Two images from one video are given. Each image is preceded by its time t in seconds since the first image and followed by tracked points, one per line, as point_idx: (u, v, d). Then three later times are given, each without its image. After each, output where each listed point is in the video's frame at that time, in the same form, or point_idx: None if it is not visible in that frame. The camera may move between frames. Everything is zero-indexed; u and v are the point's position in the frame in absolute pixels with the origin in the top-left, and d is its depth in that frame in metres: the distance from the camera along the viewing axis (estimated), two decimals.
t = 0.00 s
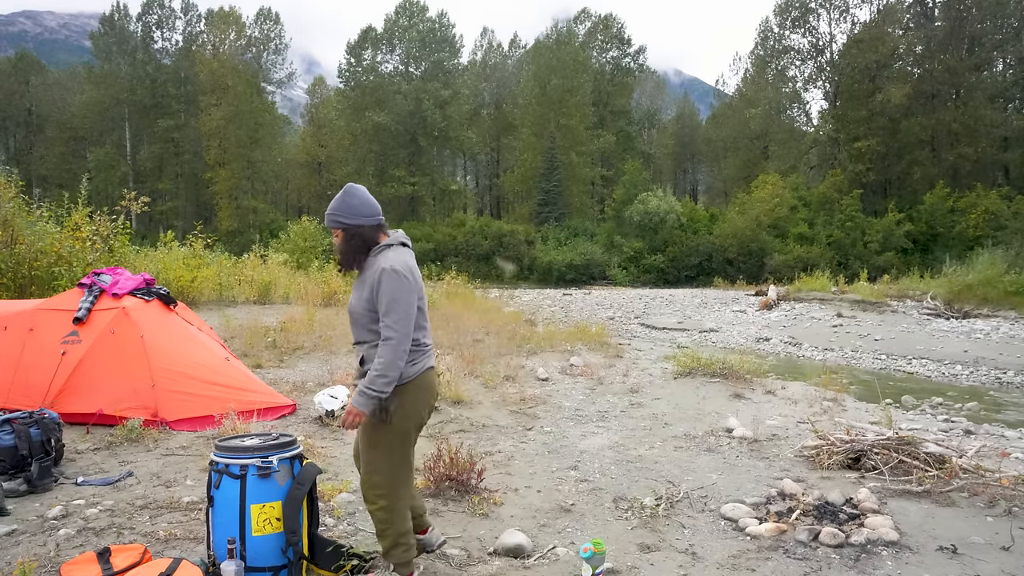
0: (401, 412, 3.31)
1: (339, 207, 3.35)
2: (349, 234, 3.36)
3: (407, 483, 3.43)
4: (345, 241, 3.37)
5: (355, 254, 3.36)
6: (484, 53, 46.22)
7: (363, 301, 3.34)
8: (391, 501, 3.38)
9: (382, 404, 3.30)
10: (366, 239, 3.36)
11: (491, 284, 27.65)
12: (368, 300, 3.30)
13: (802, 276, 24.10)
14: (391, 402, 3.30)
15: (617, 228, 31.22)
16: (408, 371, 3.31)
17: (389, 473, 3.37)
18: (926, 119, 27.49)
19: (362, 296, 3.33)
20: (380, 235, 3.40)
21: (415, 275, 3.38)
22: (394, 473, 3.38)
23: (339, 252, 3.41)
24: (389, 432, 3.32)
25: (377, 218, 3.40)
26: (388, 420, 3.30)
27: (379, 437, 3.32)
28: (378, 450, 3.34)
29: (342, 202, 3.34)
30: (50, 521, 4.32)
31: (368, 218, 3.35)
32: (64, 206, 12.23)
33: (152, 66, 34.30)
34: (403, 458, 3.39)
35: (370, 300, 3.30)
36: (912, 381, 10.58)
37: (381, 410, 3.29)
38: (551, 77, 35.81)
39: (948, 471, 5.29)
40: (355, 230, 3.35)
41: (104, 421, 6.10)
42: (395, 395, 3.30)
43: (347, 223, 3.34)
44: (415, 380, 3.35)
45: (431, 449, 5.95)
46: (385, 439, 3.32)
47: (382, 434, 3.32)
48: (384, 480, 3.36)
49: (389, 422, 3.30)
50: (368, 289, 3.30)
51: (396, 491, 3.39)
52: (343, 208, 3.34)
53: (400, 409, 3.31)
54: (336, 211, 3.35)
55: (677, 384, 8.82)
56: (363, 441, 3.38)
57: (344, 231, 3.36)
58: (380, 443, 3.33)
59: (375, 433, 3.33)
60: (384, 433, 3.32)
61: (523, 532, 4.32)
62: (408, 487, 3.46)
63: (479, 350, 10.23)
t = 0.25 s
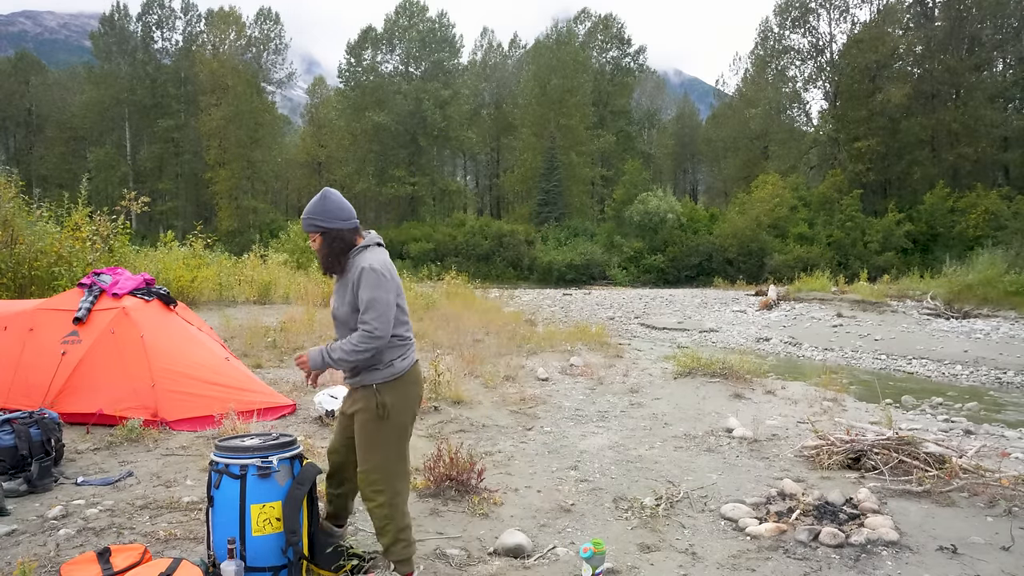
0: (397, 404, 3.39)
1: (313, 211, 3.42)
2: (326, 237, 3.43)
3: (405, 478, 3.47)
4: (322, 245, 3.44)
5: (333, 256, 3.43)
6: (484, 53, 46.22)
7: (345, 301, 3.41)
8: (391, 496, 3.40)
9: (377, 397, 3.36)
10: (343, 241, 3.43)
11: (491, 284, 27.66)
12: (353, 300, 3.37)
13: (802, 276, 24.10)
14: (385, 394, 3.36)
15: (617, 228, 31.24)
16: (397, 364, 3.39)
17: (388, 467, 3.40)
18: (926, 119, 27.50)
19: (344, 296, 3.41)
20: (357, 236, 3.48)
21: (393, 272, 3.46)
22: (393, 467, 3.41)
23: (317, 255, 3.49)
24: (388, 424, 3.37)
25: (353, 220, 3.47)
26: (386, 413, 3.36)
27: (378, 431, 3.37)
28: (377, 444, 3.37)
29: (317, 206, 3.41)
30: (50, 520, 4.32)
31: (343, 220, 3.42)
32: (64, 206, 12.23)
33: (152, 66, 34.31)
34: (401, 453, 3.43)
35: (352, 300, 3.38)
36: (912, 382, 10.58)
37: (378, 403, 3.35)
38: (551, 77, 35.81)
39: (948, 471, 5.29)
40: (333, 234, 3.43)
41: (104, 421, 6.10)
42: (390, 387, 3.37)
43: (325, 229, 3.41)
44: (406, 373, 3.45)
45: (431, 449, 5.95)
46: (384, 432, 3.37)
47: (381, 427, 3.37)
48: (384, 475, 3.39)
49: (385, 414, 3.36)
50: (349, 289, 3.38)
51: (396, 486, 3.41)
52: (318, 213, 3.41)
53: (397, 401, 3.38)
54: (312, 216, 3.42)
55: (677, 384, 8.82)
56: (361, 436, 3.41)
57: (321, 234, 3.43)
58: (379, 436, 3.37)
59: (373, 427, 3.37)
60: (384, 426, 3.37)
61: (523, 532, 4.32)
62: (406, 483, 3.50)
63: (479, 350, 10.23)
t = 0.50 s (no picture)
0: (396, 397, 3.52)
1: (279, 224, 3.48)
2: (296, 247, 3.49)
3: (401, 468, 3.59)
4: (293, 255, 3.49)
5: (305, 264, 3.50)
6: (484, 53, 46.23)
7: (329, 305, 3.50)
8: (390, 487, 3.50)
9: (379, 391, 3.47)
10: (314, 248, 3.51)
11: (491, 284, 27.66)
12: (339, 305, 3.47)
13: (802, 276, 24.09)
14: (384, 387, 3.48)
15: (617, 227, 31.26)
16: (392, 357, 3.53)
17: (389, 458, 3.52)
18: (926, 119, 27.50)
19: (326, 301, 3.49)
20: (326, 242, 3.58)
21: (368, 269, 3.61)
22: (391, 458, 3.53)
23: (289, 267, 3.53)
24: (388, 417, 3.49)
25: (319, 228, 3.57)
26: (387, 406, 3.48)
27: (379, 423, 3.48)
28: (378, 437, 3.48)
29: (284, 219, 3.48)
30: (50, 521, 4.32)
31: (311, 229, 3.51)
32: (64, 206, 12.23)
33: (152, 66, 34.32)
34: (398, 444, 3.56)
35: (337, 301, 3.47)
36: (912, 381, 10.58)
37: (381, 396, 3.46)
38: (551, 77, 35.80)
39: (948, 471, 5.29)
40: (302, 248, 3.49)
41: (104, 421, 6.10)
42: (389, 381, 3.50)
43: (294, 245, 3.47)
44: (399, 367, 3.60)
45: (431, 449, 5.95)
46: (386, 424, 3.49)
47: (382, 420, 3.49)
48: (384, 466, 3.50)
49: (387, 406, 3.48)
50: (331, 292, 3.47)
51: (394, 476, 3.53)
52: (286, 224, 3.48)
53: (395, 395, 3.52)
54: (280, 228, 3.48)
55: (677, 384, 8.82)
56: (359, 430, 3.49)
57: (290, 245, 3.49)
58: (380, 429, 3.48)
59: (374, 420, 3.47)
60: (384, 418, 3.49)
61: (523, 532, 4.32)
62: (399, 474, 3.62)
63: (479, 350, 10.24)
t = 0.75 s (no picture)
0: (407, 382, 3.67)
1: (256, 235, 3.50)
2: (275, 255, 3.52)
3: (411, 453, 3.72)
4: (274, 263, 3.51)
5: (288, 270, 3.53)
6: (485, 53, 46.22)
7: (322, 303, 3.57)
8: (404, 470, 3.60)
9: (392, 376, 3.60)
10: (294, 253, 3.57)
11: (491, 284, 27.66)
12: (337, 299, 3.56)
13: (802, 276, 24.08)
14: (397, 371, 3.62)
15: (617, 227, 31.27)
16: (396, 339, 3.67)
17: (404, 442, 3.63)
18: (926, 119, 27.50)
19: (319, 299, 3.56)
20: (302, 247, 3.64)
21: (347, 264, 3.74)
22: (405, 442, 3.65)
23: (270, 277, 3.53)
24: (403, 402, 3.63)
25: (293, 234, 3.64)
26: (403, 389, 3.62)
27: (396, 407, 3.60)
28: (395, 421, 3.60)
29: (260, 228, 3.51)
30: (50, 521, 4.32)
31: (286, 234, 3.58)
32: (64, 206, 12.22)
33: (152, 66, 34.31)
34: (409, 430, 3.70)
35: (331, 296, 3.56)
36: (912, 381, 10.58)
37: (398, 381, 3.60)
38: (551, 77, 35.79)
39: (948, 471, 5.29)
40: (284, 255, 3.53)
41: (104, 421, 6.11)
42: (400, 366, 3.64)
43: (276, 253, 3.50)
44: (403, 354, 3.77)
45: (431, 449, 5.96)
46: (401, 408, 3.62)
47: (399, 404, 3.61)
48: (400, 450, 3.60)
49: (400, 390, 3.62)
50: (323, 289, 3.55)
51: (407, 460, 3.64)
52: (263, 233, 3.50)
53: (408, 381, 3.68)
54: (258, 238, 3.49)
55: (677, 384, 8.82)
56: (375, 416, 3.58)
57: (270, 253, 3.50)
58: (397, 413, 3.60)
59: (392, 404, 3.59)
60: (400, 403, 3.62)
61: (523, 532, 4.32)
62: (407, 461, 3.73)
63: (479, 350, 10.24)
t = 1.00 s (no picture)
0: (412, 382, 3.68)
1: (270, 230, 3.50)
2: (289, 251, 3.53)
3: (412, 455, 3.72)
4: (289, 259, 3.52)
5: (301, 267, 3.54)
6: (485, 53, 46.22)
7: (333, 301, 3.56)
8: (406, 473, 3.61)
9: (398, 377, 3.60)
10: (306, 250, 3.59)
11: (491, 284, 27.65)
12: (349, 297, 3.56)
13: (802, 276, 24.09)
14: (402, 372, 3.62)
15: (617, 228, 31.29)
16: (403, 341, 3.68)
17: (407, 443, 3.64)
18: (926, 119, 27.50)
19: (329, 298, 3.56)
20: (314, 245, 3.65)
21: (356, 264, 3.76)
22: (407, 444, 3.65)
23: (283, 273, 3.54)
24: (406, 404, 3.63)
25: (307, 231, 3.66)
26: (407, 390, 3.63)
27: (400, 408, 3.60)
28: (398, 422, 3.60)
29: (274, 223, 3.52)
30: (50, 521, 4.32)
31: (300, 230, 3.60)
32: (64, 206, 12.22)
33: (152, 66, 34.31)
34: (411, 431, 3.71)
35: (342, 295, 3.56)
36: (912, 382, 10.58)
37: (402, 382, 3.60)
38: (551, 77, 35.79)
39: (948, 471, 5.28)
40: (297, 251, 3.54)
41: (104, 421, 6.11)
42: (405, 368, 3.65)
43: (289, 249, 3.52)
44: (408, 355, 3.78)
45: (431, 449, 5.96)
46: (404, 410, 3.62)
47: (403, 404, 3.62)
48: (402, 451, 3.60)
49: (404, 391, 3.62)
50: (335, 287, 3.56)
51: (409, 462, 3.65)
52: (277, 227, 3.51)
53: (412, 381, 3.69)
54: (272, 233, 3.50)
55: (677, 384, 8.82)
56: (378, 417, 3.58)
57: (285, 248, 3.52)
58: (401, 414, 3.60)
59: (396, 405, 3.59)
60: (404, 404, 3.62)
61: (523, 532, 4.32)
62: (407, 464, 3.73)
63: (480, 350, 10.24)
